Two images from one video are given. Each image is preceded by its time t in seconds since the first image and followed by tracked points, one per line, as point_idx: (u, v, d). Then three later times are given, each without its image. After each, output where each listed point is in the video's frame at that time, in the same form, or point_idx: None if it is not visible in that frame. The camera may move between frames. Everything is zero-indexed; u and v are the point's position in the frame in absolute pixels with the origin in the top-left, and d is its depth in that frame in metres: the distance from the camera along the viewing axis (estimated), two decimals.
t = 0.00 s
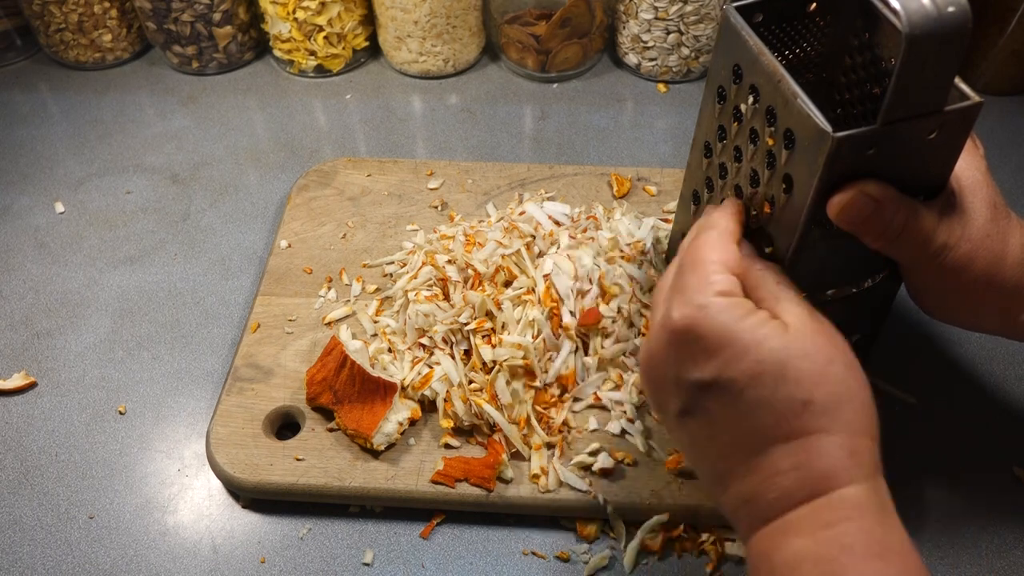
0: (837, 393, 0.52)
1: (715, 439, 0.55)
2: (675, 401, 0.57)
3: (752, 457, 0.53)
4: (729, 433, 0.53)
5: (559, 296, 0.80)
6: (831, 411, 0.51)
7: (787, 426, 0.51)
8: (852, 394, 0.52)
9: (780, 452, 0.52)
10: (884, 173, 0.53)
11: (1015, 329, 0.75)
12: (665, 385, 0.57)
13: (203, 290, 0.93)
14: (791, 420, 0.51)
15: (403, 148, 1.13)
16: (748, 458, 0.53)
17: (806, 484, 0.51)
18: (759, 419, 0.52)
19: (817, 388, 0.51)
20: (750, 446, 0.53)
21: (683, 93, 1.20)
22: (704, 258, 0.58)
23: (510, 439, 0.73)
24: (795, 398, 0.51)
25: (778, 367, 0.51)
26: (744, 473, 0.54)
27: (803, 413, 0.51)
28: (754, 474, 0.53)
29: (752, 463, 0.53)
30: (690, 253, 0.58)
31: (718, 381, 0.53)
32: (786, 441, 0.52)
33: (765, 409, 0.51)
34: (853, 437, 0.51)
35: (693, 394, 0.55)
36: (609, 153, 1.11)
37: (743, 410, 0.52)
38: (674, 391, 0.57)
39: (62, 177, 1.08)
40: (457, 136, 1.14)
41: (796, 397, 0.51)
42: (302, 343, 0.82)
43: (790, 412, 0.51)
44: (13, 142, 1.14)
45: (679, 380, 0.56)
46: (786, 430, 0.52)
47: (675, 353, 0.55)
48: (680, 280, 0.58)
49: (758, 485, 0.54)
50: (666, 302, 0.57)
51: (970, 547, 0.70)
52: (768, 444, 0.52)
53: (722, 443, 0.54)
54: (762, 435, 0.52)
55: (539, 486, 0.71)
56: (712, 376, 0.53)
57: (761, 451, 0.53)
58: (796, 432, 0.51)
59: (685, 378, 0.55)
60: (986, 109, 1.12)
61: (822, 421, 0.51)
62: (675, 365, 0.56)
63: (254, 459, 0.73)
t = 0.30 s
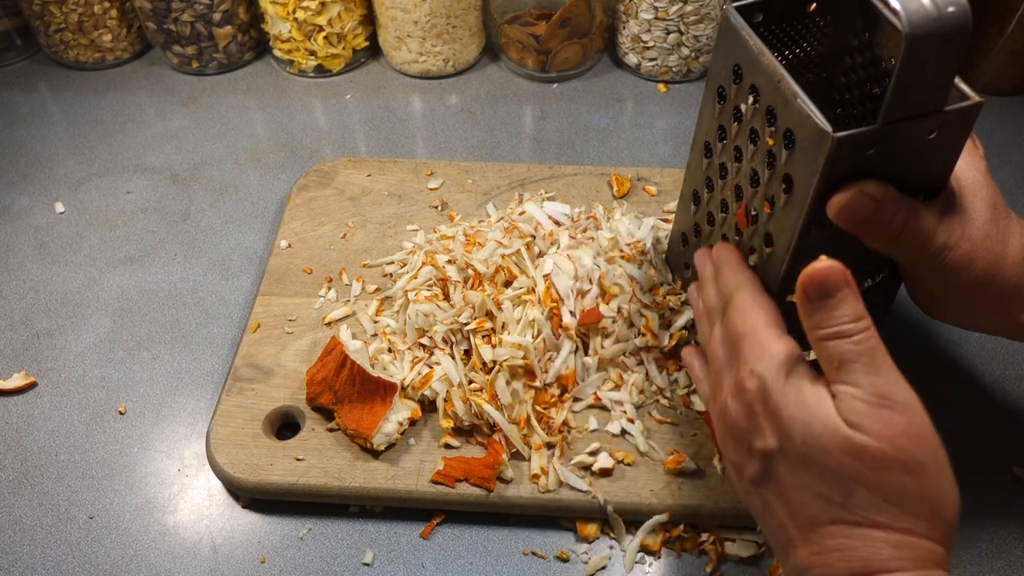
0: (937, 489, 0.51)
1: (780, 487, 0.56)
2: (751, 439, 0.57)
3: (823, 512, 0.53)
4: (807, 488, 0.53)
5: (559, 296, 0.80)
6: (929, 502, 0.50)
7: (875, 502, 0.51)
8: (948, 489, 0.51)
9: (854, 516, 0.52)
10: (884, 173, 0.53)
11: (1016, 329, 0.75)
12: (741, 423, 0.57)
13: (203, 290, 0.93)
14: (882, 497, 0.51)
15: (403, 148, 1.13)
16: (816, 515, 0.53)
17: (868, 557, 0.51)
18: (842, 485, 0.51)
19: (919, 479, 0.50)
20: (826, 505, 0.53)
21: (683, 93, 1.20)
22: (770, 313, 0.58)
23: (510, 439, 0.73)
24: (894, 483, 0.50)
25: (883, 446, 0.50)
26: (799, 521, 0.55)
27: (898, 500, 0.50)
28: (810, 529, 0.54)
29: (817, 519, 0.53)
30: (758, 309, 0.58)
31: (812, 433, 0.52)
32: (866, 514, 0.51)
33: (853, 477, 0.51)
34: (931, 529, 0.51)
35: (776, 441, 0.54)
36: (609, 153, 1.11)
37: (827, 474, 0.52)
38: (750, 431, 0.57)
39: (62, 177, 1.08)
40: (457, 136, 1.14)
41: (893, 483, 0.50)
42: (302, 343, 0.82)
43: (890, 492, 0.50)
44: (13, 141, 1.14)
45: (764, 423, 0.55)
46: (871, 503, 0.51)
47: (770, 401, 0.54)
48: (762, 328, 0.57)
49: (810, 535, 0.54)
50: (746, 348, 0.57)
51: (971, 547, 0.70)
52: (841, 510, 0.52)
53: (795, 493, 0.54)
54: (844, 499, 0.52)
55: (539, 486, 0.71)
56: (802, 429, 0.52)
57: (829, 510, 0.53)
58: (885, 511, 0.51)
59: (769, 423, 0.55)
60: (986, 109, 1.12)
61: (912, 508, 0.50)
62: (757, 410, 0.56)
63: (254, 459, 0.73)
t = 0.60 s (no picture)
0: (875, 487, 0.49)
1: (724, 519, 0.53)
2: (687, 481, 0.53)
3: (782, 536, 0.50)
4: (757, 517, 0.50)
5: (559, 296, 0.80)
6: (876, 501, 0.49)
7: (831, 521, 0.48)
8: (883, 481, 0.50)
9: (815, 536, 0.49)
10: (883, 173, 0.53)
11: (1016, 329, 0.75)
12: (670, 467, 0.53)
13: (203, 290, 0.93)
14: (838, 510, 0.48)
15: (403, 148, 1.13)
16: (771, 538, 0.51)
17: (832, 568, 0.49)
18: (802, 509, 0.49)
19: (857, 478, 0.48)
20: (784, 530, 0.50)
21: (683, 93, 1.20)
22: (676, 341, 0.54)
23: (510, 439, 0.73)
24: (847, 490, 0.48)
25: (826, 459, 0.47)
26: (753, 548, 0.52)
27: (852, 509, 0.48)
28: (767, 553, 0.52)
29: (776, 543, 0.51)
30: (669, 341, 0.53)
31: (751, 466, 0.48)
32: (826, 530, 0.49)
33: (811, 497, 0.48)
34: (882, 529, 0.50)
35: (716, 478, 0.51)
36: (609, 153, 1.11)
37: (775, 499, 0.49)
38: (683, 473, 0.53)
39: (62, 177, 1.08)
40: (457, 136, 1.14)
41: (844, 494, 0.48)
42: (302, 343, 0.82)
43: (842, 503, 0.48)
44: (13, 142, 1.14)
45: (695, 465, 0.51)
46: (829, 516, 0.48)
47: (704, 443, 0.50)
48: (672, 364, 0.52)
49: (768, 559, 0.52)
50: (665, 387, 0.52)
51: (970, 547, 0.70)
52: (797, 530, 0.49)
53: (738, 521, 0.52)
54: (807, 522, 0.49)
55: (539, 485, 0.71)
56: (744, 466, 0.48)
57: (787, 535, 0.50)
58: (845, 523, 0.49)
59: (704, 464, 0.51)
60: (986, 109, 1.12)
61: (864, 510, 0.49)
62: (688, 451, 0.51)
63: (254, 459, 0.73)
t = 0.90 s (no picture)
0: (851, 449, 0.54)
1: (715, 477, 0.55)
2: (682, 437, 0.56)
3: (764, 486, 0.52)
4: (746, 466, 0.53)
5: (558, 296, 0.80)
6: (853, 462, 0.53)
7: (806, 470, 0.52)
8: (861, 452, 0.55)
9: (795, 484, 0.52)
10: (883, 173, 0.53)
11: (1016, 329, 0.75)
12: (671, 421, 0.57)
13: (203, 290, 0.93)
14: (817, 460, 0.52)
15: (403, 148, 1.13)
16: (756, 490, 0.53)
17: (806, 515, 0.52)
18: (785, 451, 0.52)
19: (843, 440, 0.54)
20: (769, 475, 0.52)
21: (683, 93, 1.20)
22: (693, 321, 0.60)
23: (510, 439, 0.73)
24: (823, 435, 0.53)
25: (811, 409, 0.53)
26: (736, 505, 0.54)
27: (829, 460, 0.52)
28: (752, 509, 0.53)
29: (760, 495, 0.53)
30: (695, 320, 0.60)
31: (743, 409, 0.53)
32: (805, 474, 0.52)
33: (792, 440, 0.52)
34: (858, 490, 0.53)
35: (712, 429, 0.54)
36: (609, 153, 1.11)
37: (765, 443, 0.52)
38: (680, 429, 0.56)
39: (62, 177, 1.08)
40: (457, 136, 1.14)
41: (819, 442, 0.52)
42: (302, 343, 0.82)
43: (829, 454, 0.52)
44: (13, 142, 1.14)
45: (698, 415, 0.55)
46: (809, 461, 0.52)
47: (703, 395, 0.54)
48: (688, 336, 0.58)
49: (751, 514, 0.53)
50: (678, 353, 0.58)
51: (971, 547, 0.70)
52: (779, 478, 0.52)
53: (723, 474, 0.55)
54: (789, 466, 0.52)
55: (539, 486, 0.71)
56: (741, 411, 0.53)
57: (771, 485, 0.52)
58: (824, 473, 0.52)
59: (700, 413, 0.55)
60: (986, 108, 1.12)
61: (844, 466, 0.53)
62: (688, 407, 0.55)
63: (254, 459, 0.73)
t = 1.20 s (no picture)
0: (937, 462, 0.53)
1: (787, 479, 0.56)
2: (753, 435, 0.57)
3: (835, 496, 0.53)
4: (817, 473, 0.54)
5: (559, 296, 0.80)
6: (937, 476, 0.53)
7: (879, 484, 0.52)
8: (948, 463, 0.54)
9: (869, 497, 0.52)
10: (883, 173, 0.53)
11: (1016, 329, 0.75)
12: (743, 419, 0.57)
13: (203, 290, 0.93)
14: (890, 476, 0.52)
15: (403, 148, 1.13)
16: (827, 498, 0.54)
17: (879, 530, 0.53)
18: (860, 465, 0.52)
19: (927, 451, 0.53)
20: (840, 486, 0.53)
21: (683, 94, 1.20)
22: (756, 311, 0.60)
23: (510, 439, 0.73)
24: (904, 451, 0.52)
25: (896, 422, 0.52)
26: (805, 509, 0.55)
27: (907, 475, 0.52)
28: (822, 515, 0.54)
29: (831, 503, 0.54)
30: (747, 307, 0.60)
31: (818, 418, 0.53)
32: (878, 489, 0.52)
33: (868, 455, 0.52)
34: (936, 506, 0.53)
35: (784, 432, 0.55)
36: (609, 153, 1.11)
37: (840, 455, 0.52)
38: (752, 428, 0.57)
39: (62, 177, 1.08)
40: (457, 136, 1.14)
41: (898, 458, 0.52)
42: (302, 343, 0.82)
43: (908, 468, 0.52)
44: (13, 141, 1.14)
45: (769, 416, 0.55)
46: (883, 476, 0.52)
47: (774, 394, 0.55)
48: (756, 330, 0.58)
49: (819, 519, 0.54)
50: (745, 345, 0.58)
51: (971, 547, 0.70)
52: (851, 488, 0.53)
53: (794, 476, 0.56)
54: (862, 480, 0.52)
55: (539, 486, 0.71)
56: (815, 417, 0.53)
57: (842, 495, 0.53)
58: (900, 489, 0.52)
59: (774, 414, 0.55)
60: (986, 109, 1.12)
61: (925, 481, 0.52)
62: (760, 405, 0.56)
63: (254, 459, 0.73)
